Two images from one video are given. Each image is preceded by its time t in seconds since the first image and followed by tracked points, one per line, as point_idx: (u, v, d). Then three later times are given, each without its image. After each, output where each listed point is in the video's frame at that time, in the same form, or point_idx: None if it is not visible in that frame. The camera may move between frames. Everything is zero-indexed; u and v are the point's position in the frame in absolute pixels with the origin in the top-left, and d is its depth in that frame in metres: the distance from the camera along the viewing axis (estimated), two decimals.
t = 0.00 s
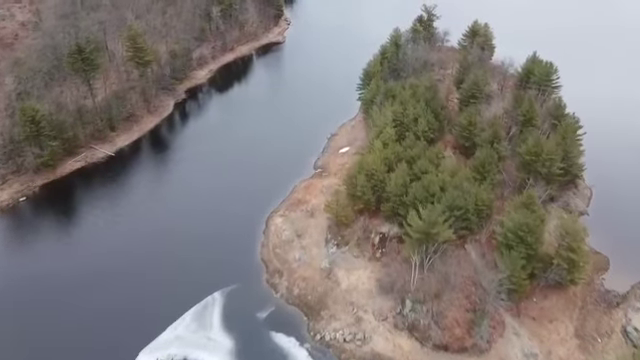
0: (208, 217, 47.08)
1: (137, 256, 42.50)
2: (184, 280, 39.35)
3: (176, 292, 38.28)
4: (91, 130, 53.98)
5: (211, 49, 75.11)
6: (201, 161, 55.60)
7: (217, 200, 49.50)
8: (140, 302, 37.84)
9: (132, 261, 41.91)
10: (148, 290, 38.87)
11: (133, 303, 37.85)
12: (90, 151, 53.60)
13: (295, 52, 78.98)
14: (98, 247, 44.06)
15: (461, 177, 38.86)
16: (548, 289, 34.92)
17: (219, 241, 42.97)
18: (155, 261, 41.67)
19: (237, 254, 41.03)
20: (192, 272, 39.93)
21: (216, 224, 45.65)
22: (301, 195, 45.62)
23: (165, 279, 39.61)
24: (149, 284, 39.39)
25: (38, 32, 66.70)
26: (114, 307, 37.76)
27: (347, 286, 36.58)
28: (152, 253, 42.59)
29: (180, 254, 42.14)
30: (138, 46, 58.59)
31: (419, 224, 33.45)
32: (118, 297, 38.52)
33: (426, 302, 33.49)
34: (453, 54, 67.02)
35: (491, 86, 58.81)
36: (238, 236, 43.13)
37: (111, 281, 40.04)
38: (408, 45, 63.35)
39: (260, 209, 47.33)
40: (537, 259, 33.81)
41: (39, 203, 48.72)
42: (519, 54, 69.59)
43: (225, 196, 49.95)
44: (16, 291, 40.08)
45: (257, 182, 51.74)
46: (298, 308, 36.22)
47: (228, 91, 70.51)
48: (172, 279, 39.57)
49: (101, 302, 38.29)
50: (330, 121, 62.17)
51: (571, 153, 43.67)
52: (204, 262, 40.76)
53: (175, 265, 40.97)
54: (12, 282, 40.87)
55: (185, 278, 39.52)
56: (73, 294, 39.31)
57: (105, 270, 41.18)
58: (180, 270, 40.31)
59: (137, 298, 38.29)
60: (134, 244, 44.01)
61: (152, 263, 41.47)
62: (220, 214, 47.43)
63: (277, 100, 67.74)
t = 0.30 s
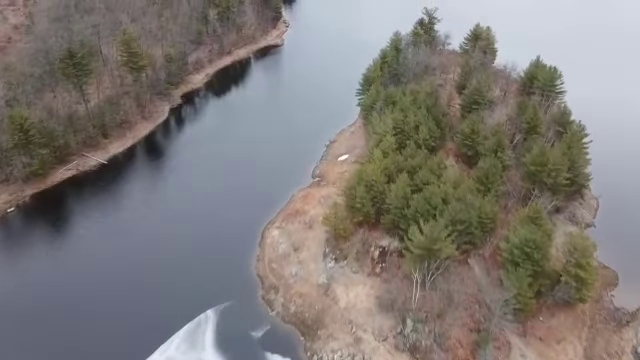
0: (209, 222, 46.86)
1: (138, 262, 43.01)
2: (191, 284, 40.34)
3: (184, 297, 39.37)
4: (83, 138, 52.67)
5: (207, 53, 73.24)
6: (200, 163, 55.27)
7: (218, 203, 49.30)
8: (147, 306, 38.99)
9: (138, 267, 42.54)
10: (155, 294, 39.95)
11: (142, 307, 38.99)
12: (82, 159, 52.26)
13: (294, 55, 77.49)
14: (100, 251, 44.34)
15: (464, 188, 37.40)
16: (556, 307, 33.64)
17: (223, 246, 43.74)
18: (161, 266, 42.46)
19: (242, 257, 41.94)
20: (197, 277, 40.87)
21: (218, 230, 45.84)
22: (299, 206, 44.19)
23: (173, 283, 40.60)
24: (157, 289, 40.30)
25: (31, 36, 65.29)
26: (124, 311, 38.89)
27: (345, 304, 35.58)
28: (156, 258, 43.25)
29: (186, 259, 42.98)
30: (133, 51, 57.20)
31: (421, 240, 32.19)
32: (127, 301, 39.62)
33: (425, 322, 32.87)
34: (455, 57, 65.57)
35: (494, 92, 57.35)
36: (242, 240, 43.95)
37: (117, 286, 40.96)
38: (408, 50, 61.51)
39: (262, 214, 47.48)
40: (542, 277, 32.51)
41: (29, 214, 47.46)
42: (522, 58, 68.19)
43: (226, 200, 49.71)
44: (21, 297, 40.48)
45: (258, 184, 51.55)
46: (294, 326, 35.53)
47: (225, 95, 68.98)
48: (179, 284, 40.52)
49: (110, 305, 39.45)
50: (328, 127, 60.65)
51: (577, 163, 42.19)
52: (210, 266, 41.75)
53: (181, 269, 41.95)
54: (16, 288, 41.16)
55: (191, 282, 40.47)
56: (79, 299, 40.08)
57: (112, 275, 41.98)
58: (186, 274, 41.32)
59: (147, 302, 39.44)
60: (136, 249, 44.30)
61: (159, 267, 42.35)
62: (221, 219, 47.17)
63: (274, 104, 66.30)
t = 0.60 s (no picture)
0: (206, 230, 45.78)
1: (130, 273, 41.82)
2: (186, 296, 39.17)
3: (177, 311, 38.06)
4: (74, 145, 51.17)
5: (204, 56, 71.68)
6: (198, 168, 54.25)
7: (216, 209, 48.27)
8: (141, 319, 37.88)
9: (133, 276, 41.45)
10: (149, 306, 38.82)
11: (135, 322, 37.76)
12: (73, 167, 50.77)
13: (292, 58, 76.04)
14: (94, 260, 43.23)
15: (466, 201, 36.01)
16: (564, 326, 32.22)
17: (220, 256, 42.54)
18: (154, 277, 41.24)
19: (239, 267, 40.78)
20: (193, 287, 39.78)
21: (215, 237, 44.76)
22: (296, 217, 42.73)
23: (167, 294, 39.50)
24: (151, 301, 39.08)
25: (24, 39, 63.89)
26: (115, 326, 37.64)
27: (344, 323, 34.18)
28: (151, 268, 42.10)
29: (182, 269, 41.93)
30: (126, 55, 55.60)
31: (423, 257, 30.95)
32: (119, 313, 38.51)
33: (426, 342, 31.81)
34: (456, 61, 64.19)
35: (497, 98, 55.86)
36: (239, 250, 42.88)
37: (107, 299, 39.68)
38: (409, 54, 60.18)
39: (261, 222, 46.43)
40: (550, 297, 31.09)
41: (18, 225, 46.10)
42: (525, 63, 66.86)
43: (224, 205, 48.66)
44: (8, 310, 39.16)
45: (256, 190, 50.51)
46: (290, 346, 34.19)
47: (222, 100, 67.57)
48: (172, 296, 39.30)
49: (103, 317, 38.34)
50: (328, 133, 59.30)
51: (583, 173, 40.75)
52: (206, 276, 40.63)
53: (177, 279, 40.87)
54: (4, 301, 39.84)
55: (187, 293, 39.34)
56: (70, 313, 38.84)
57: (105, 285, 40.87)
58: (182, 284, 40.23)
59: (138, 316, 38.14)
60: (131, 257, 43.22)
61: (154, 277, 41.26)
62: (219, 226, 46.09)
63: (273, 109, 64.93)
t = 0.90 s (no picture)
0: (207, 232, 45.12)
1: (126, 277, 40.95)
2: (184, 299, 38.47)
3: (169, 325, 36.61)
4: (65, 153, 49.68)
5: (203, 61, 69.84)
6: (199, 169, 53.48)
7: (216, 210, 47.62)
8: (137, 325, 36.86)
9: (130, 279, 40.64)
10: (144, 312, 37.82)
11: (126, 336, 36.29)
12: (63, 176, 49.31)
13: (291, 62, 74.54)
14: (90, 264, 42.36)
15: (470, 214, 34.57)
16: (573, 348, 30.74)
17: (218, 262, 41.57)
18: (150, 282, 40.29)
19: (237, 272, 40.00)
20: (190, 294, 38.85)
21: (216, 240, 44.06)
22: (293, 230, 41.31)
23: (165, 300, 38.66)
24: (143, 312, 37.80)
25: (15, 44, 62.34)
26: (105, 340, 36.12)
27: (342, 343, 32.76)
28: (147, 273, 41.21)
29: (181, 272, 41.18)
30: (119, 60, 54.12)
31: (424, 276, 29.71)
32: (115, 319, 37.47)
33: None
34: (458, 66, 62.74)
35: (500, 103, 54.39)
36: (241, 255, 42.15)
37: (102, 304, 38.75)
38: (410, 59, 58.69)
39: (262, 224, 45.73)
40: (559, 318, 29.76)
41: (7, 236, 44.72)
42: (527, 67, 65.46)
43: (226, 206, 47.97)
44: None
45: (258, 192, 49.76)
46: None
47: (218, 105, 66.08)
48: (168, 302, 38.44)
49: (98, 324, 37.28)
50: (327, 138, 58.04)
51: (591, 184, 39.29)
52: (205, 280, 39.87)
53: (174, 282, 40.10)
54: None
55: (184, 298, 38.59)
56: (63, 322, 37.59)
57: (101, 289, 39.95)
58: (180, 288, 39.48)
59: (129, 329, 36.70)
60: (130, 260, 42.47)
61: (152, 280, 40.44)
62: (221, 228, 45.41)
63: (271, 113, 63.56)
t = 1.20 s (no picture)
0: (202, 235, 44.45)
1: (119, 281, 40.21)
2: (178, 305, 37.84)
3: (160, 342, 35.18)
4: (55, 162, 48.20)
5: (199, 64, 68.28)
6: (193, 171, 52.78)
7: (210, 213, 47.04)
8: (129, 333, 35.89)
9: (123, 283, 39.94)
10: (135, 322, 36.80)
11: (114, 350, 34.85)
12: (53, 186, 47.85)
13: (289, 66, 73.02)
14: (82, 267, 41.63)
15: (473, 230, 33.05)
16: None
17: (213, 269, 40.76)
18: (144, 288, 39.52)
19: (233, 281, 39.28)
20: (184, 301, 38.10)
21: (210, 242, 43.47)
22: (290, 244, 39.89)
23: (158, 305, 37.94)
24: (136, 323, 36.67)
25: (6, 48, 60.67)
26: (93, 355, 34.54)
27: None
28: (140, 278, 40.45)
29: (175, 277, 40.44)
30: (112, 65, 52.57)
31: (427, 297, 28.38)
32: (106, 326, 36.56)
33: None
34: (459, 70, 61.20)
35: (503, 109, 52.90)
36: (236, 258, 41.58)
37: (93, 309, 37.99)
38: (411, 64, 57.14)
39: (257, 226, 45.24)
40: (569, 338, 28.12)
41: None
42: (530, 70, 63.93)
43: (221, 209, 47.37)
44: None
45: (253, 193, 49.22)
46: None
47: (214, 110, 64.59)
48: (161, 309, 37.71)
49: (88, 331, 36.23)
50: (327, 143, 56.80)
51: (599, 196, 37.82)
52: (199, 284, 39.24)
53: (168, 287, 39.38)
54: None
55: (177, 304, 37.96)
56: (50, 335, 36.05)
57: (93, 294, 39.16)
58: (173, 294, 38.81)
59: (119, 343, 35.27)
60: (123, 263, 41.82)
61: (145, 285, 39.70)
62: (216, 232, 44.65)
63: (269, 118, 62.10)
